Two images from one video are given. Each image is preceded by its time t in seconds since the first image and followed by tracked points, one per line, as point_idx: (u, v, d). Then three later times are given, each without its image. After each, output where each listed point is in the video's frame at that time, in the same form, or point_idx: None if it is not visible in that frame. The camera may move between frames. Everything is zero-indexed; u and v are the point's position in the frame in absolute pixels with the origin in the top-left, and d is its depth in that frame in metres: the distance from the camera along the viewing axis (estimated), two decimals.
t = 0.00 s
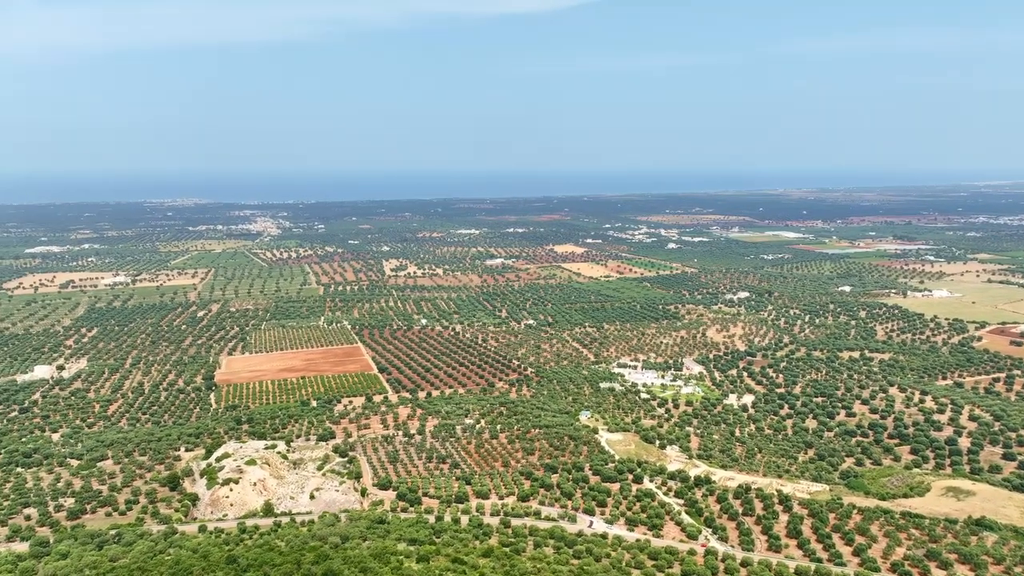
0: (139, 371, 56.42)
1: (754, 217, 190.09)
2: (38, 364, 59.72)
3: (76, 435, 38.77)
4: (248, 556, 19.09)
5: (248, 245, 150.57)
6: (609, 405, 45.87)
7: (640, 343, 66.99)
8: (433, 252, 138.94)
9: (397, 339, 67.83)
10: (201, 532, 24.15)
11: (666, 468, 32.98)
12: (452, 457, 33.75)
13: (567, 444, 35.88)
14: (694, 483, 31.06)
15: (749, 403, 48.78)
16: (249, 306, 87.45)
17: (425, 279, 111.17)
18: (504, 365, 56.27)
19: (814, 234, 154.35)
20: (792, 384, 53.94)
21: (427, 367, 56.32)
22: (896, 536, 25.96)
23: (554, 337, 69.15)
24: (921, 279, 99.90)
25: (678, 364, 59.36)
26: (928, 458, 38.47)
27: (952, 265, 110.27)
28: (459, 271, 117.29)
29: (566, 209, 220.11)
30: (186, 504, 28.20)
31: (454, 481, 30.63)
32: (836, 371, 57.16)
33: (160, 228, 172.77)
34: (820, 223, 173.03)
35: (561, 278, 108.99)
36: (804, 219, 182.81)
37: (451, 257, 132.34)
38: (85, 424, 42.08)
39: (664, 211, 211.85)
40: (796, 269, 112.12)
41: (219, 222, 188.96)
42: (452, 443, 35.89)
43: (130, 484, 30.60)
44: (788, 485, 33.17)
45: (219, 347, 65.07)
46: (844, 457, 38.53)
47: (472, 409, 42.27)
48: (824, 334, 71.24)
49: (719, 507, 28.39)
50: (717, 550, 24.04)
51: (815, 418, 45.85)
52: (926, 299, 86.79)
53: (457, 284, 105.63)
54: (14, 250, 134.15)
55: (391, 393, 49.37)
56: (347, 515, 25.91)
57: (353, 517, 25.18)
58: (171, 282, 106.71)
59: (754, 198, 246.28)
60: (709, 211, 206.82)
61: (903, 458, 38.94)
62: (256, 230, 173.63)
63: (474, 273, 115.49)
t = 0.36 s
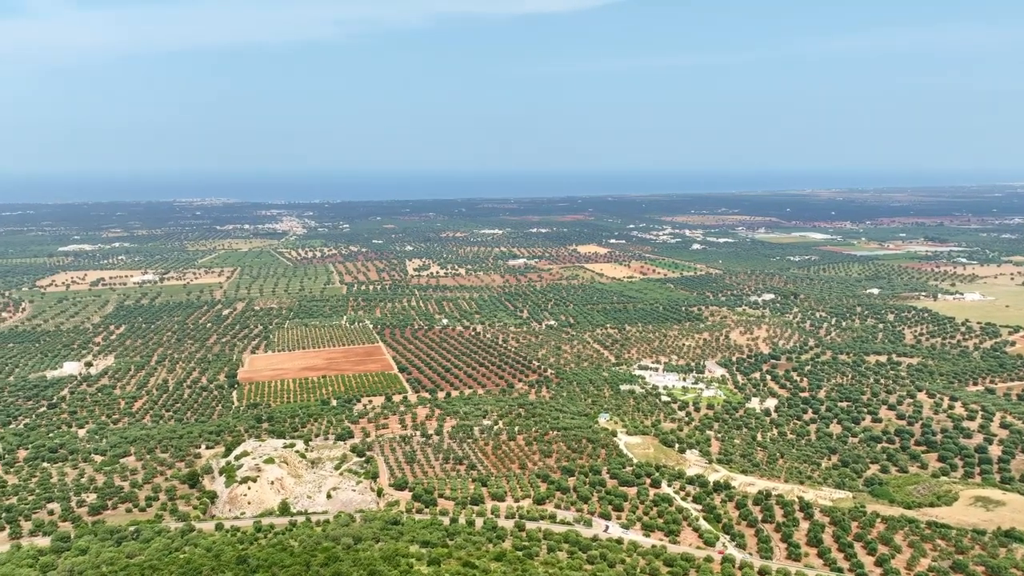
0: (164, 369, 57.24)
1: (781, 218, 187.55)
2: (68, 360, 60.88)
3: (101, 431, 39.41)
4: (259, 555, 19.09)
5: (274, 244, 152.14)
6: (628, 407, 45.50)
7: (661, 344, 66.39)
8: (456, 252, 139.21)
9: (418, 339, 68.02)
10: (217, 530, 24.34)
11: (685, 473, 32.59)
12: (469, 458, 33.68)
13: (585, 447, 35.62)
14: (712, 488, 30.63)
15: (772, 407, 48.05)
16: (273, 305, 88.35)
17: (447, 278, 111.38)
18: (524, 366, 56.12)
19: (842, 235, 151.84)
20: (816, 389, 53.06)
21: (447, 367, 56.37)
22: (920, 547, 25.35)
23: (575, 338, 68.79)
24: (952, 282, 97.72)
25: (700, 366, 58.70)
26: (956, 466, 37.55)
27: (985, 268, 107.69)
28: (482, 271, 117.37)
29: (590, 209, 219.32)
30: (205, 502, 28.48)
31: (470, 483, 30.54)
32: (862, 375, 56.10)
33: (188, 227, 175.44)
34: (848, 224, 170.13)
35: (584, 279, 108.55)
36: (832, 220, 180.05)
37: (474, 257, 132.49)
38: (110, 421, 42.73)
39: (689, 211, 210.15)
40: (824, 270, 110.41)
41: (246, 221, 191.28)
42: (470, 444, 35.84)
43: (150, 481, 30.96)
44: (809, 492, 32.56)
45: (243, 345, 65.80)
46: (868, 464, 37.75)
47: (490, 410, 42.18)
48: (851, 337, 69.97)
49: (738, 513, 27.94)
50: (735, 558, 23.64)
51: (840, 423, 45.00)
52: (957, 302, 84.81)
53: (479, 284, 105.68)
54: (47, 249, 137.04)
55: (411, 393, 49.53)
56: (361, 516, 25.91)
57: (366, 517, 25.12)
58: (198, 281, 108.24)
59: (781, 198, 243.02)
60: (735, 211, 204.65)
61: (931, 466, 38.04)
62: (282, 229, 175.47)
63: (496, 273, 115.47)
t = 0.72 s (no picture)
0: (186, 366, 57.94)
1: (806, 218, 185.04)
2: (93, 357, 61.93)
3: (123, 428, 39.98)
4: (268, 556, 19.17)
5: (297, 243, 153.46)
6: (646, 409, 45.07)
7: (682, 346, 65.76)
8: (477, 252, 139.32)
9: (437, 339, 68.11)
10: (230, 528, 24.52)
11: (702, 477, 32.18)
12: (484, 460, 33.58)
13: (602, 449, 35.34)
14: (730, 493, 30.19)
15: (793, 411, 47.32)
16: (295, 303, 89.06)
17: (468, 278, 111.46)
18: (543, 367, 55.89)
19: (869, 236, 149.35)
20: (839, 392, 52.14)
21: (465, 367, 56.33)
22: (943, 557, 24.73)
23: (595, 339, 68.38)
24: (982, 284, 95.58)
25: (720, 368, 58.01)
26: (983, 474, 36.62)
27: (1016, 270, 105.25)
28: (502, 271, 117.24)
29: (613, 209, 218.25)
30: (221, 500, 28.70)
31: (484, 484, 30.46)
32: (887, 379, 55.01)
33: (214, 226, 177.79)
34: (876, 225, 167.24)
35: (605, 279, 107.97)
36: (859, 220, 177.22)
37: (495, 257, 132.49)
38: (132, 417, 43.34)
39: (713, 211, 208.19)
40: (849, 272, 108.64)
41: (270, 220, 193.37)
42: (486, 445, 35.74)
43: (169, 478, 31.29)
44: (829, 498, 31.96)
45: (264, 343, 66.40)
46: (892, 471, 36.99)
47: (507, 411, 42.04)
48: (876, 340, 68.67)
49: (756, 519, 27.50)
50: (750, 565, 23.27)
51: (863, 428, 44.15)
52: (988, 305, 82.88)
53: (499, 284, 105.63)
54: (77, 246, 139.66)
55: (429, 393, 49.58)
56: (375, 516, 25.95)
57: (380, 518, 25.15)
58: (222, 279, 109.57)
59: (807, 198, 239.79)
60: (759, 212, 202.28)
61: (957, 473, 37.16)
62: (305, 228, 177.05)
63: (517, 273, 115.34)
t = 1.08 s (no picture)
0: (208, 364, 58.61)
1: (832, 219, 182.24)
2: (117, 354, 62.95)
3: (144, 425, 40.52)
4: (277, 556, 19.21)
5: (320, 242, 154.64)
6: (665, 412, 44.60)
7: (703, 348, 65.05)
8: (498, 251, 139.27)
9: (456, 339, 68.12)
10: (244, 526, 24.68)
11: (719, 481, 31.74)
12: (499, 461, 33.46)
13: (618, 452, 35.01)
14: (747, 498, 29.72)
15: (815, 415, 46.54)
16: (316, 302, 89.72)
17: (488, 278, 111.42)
18: (561, 368, 55.60)
19: (897, 237, 146.67)
20: (863, 397, 51.15)
21: (483, 368, 56.22)
22: (967, 569, 24.12)
23: (614, 340, 67.88)
24: (1013, 287, 93.25)
25: (741, 371, 57.27)
26: (1012, 483, 35.62)
27: None
28: (523, 271, 117.05)
29: (635, 209, 216.89)
30: (237, 498, 28.89)
31: (499, 485, 30.32)
32: (913, 384, 53.86)
33: (239, 225, 179.90)
34: (904, 226, 164.16)
35: (626, 279, 107.32)
36: (887, 221, 174.22)
37: (516, 257, 132.33)
38: (153, 414, 43.90)
39: (736, 211, 205.96)
40: (876, 274, 106.78)
41: (294, 219, 195.15)
42: (501, 446, 35.61)
43: (187, 475, 31.62)
44: (849, 506, 31.35)
45: (285, 342, 66.92)
46: (916, 477, 36.17)
47: (524, 412, 41.86)
48: (902, 344, 67.31)
49: (773, 526, 27.06)
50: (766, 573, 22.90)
51: (887, 434, 43.24)
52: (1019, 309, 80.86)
53: (520, 284, 105.47)
54: (106, 245, 142.28)
55: (446, 393, 49.58)
56: (387, 517, 25.92)
57: (392, 519, 25.12)
58: (245, 278, 110.81)
59: (833, 199, 236.25)
60: (784, 212, 199.77)
61: (984, 481, 36.24)
62: (328, 228, 178.43)
63: (538, 273, 115.10)
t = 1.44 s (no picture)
0: (225, 362, 59.11)
1: (855, 219, 179.84)
2: (138, 351, 63.71)
3: (161, 422, 40.96)
4: (284, 557, 19.26)
5: (339, 241, 155.52)
6: (680, 414, 44.20)
7: (721, 350, 64.40)
8: (515, 251, 139.13)
9: (471, 339, 68.11)
10: (255, 526, 24.77)
11: (734, 486, 31.35)
12: (512, 463, 33.32)
13: (632, 455, 34.74)
14: (762, 503, 29.33)
15: (834, 419, 45.87)
16: (333, 301, 90.16)
17: (505, 278, 111.28)
18: (576, 369, 55.36)
19: (921, 238, 144.34)
20: (883, 401, 50.34)
21: (498, 368, 56.13)
22: None
23: (630, 341, 67.46)
24: None
25: (759, 373, 56.66)
26: None
27: None
28: (540, 271, 116.76)
29: (654, 209, 215.63)
30: (249, 497, 29.06)
31: (510, 487, 30.20)
32: (936, 388, 52.90)
33: (259, 224, 181.50)
34: (929, 227, 161.58)
35: (644, 280, 106.71)
36: (911, 222, 171.50)
37: (533, 257, 132.09)
38: (171, 411, 44.31)
39: (757, 211, 203.82)
40: (899, 275, 105.09)
41: (314, 218, 196.47)
42: (514, 448, 35.46)
43: (201, 473, 31.87)
44: (867, 512, 30.81)
45: (302, 341, 67.33)
46: (936, 484, 35.51)
47: (538, 413, 41.69)
48: (925, 347, 66.16)
49: (788, 532, 26.67)
50: None
51: (907, 439, 42.50)
52: None
53: (537, 284, 105.24)
54: (129, 243, 144.34)
55: (461, 394, 49.55)
56: (398, 518, 25.94)
57: (402, 520, 25.13)
58: (265, 276, 111.72)
59: (856, 199, 233.13)
60: (806, 212, 197.51)
61: (1007, 489, 35.46)
62: (348, 227, 179.46)
63: (556, 273, 114.79)
